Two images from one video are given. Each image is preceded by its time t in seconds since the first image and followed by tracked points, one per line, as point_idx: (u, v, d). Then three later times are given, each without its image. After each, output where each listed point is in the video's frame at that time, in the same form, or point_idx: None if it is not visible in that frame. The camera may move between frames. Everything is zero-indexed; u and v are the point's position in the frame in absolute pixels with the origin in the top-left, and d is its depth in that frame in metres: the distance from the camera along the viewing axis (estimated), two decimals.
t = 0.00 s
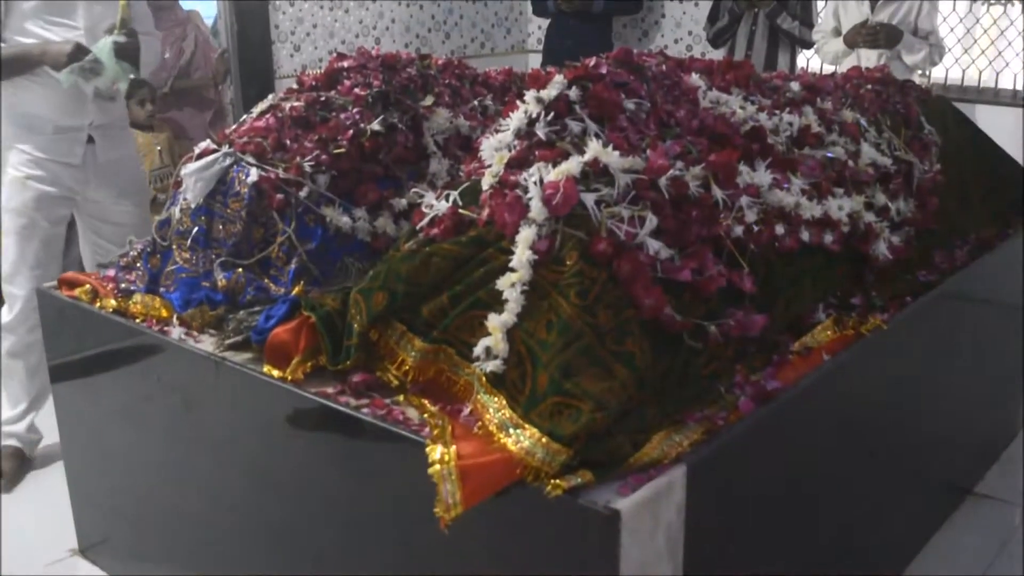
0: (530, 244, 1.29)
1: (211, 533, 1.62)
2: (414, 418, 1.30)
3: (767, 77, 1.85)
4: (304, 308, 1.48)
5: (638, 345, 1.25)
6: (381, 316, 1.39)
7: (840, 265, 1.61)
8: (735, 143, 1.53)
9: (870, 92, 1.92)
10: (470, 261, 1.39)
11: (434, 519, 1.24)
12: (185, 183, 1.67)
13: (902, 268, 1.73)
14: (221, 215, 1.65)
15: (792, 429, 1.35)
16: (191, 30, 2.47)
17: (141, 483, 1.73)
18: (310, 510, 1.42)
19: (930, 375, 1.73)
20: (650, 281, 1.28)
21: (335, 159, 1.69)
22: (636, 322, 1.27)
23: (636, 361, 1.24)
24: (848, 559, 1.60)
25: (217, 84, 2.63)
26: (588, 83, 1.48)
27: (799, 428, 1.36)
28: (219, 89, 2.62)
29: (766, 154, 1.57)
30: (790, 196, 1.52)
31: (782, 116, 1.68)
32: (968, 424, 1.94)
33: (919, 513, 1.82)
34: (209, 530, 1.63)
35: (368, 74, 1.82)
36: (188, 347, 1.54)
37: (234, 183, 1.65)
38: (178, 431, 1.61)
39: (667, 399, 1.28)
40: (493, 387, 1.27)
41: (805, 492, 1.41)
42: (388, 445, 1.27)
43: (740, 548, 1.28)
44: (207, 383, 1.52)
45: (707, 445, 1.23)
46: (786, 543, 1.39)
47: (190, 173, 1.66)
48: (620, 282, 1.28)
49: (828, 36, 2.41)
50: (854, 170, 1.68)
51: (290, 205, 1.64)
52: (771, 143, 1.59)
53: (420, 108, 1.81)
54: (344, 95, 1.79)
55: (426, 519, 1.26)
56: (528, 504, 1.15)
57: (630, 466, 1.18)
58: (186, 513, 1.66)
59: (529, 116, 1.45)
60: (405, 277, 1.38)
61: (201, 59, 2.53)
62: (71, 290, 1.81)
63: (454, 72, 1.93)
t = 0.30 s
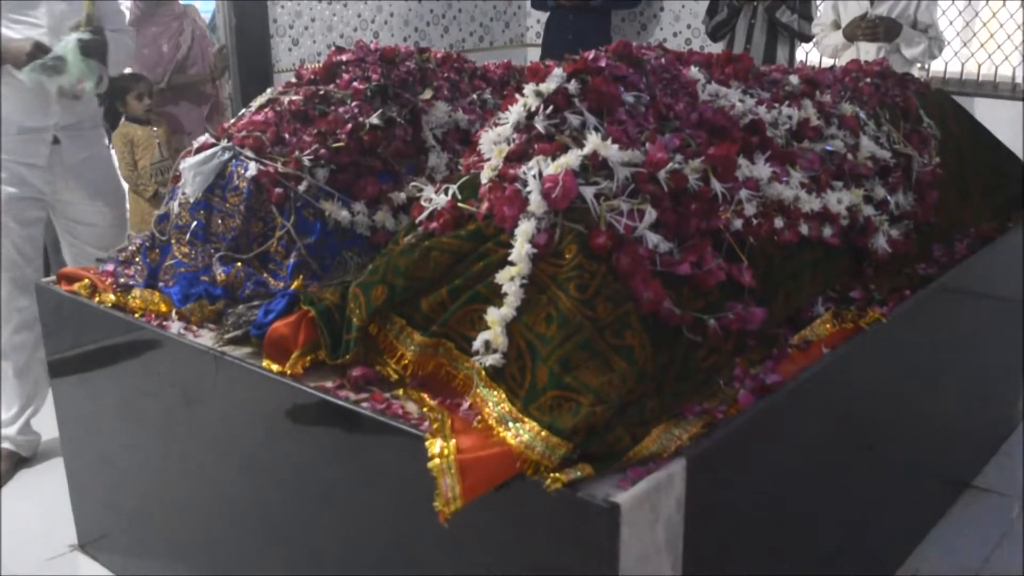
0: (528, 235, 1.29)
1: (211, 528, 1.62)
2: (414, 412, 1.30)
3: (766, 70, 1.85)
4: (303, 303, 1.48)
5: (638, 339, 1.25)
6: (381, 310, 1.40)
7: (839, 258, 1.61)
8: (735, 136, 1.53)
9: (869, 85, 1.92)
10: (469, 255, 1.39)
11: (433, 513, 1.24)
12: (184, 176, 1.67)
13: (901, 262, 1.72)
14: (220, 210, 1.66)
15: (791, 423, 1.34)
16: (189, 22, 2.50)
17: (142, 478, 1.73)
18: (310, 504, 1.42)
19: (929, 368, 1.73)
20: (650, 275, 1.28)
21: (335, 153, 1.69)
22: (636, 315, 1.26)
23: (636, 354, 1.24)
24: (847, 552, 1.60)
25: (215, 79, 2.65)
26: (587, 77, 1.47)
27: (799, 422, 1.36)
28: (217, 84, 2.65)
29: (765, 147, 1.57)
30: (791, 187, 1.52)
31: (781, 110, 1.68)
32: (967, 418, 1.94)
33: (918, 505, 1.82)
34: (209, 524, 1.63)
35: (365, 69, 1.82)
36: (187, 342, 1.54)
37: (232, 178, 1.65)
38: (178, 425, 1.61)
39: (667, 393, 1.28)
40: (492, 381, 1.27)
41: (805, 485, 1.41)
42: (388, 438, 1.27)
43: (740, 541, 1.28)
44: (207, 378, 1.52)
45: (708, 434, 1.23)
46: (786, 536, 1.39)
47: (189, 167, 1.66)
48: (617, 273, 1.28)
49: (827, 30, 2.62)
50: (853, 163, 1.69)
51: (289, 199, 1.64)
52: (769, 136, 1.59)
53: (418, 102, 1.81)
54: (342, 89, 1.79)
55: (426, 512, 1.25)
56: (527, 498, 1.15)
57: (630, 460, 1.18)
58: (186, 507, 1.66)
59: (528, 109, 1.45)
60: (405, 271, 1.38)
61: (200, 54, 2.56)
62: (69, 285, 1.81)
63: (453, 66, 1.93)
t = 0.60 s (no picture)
0: (522, 239, 1.29)
1: (207, 532, 1.62)
2: (409, 415, 1.30)
3: (760, 74, 1.85)
4: (298, 307, 1.48)
5: (633, 342, 1.25)
6: (376, 314, 1.39)
7: (833, 261, 1.62)
8: (728, 140, 1.54)
9: (863, 89, 1.93)
10: (464, 259, 1.39)
11: (429, 517, 1.24)
12: (179, 180, 1.67)
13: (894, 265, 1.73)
14: (214, 213, 1.65)
15: (786, 426, 1.34)
16: (182, 27, 2.55)
17: (137, 482, 1.73)
18: (305, 507, 1.41)
19: (923, 371, 1.73)
20: (644, 278, 1.28)
21: (329, 157, 1.69)
22: (630, 319, 1.26)
23: (631, 357, 1.23)
24: (844, 554, 1.60)
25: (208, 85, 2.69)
26: (581, 80, 1.47)
27: (794, 424, 1.36)
28: (211, 91, 2.57)
29: (758, 150, 1.57)
30: (784, 190, 1.52)
31: (775, 113, 1.68)
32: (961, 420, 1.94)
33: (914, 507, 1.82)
34: (204, 528, 1.62)
35: (359, 72, 1.82)
36: (182, 346, 1.54)
37: (227, 182, 1.65)
38: (173, 429, 1.61)
39: (662, 396, 1.28)
40: (487, 384, 1.27)
41: (799, 488, 1.41)
42: (383, 442, 1.27)
43: (735, 544, 1.28)
44: (201, 382, 1.52)
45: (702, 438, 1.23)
46: (782, 538, 1.39)
47: (183, 170, 1.66)
48: (611, 276, 1.28)
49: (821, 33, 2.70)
50: (846, 166, 1.69)
51: (283, 203, 1.64)
52: (763, 139, 1.60)
53: (413, 106, 1.81)
54: (337, 93, 1.79)
55: (422, 515, 1.25)
56: (523, 501, 1.15)
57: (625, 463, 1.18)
58: (182, 512, 1.66)
59: (523, 113, 1.46)
60: (400, 275, 1.37)
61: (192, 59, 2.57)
62: (64, 290, 1.81)
63: (448, 70, 1.93)
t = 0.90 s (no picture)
0: (519, 238, 1.29)
1: (204, 531, 1.62)
2: (406, 414, 1.30)
3: (756, 72, 1.85)
4: (295, 306, 1.47)
5: (630, 341, 1.25)
6: (372, 313, 1.39)
7: (830, 259, 1.62)
8: (725, 137, 1.54)
9: (859, 87, 1.93)
10: (461, 258, 1.38)
11: (426, 515, 1.24)
12: (175, 179, 1.67)
13: (890, 262, 1.73)
14: (211, 212, 1.65)
15: (783, 424, 1.35)
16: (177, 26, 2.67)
17: (135, 481, 1.73)
18: (303, 506, 1.41)
19: (920, 369, 1.73)
20: (641, 276, 1.28)
21: (325, 156, 1.69)
22: (628, 318, 1.26)
23: (627, 356, 1.24)
24: (841, 551, 1.60)
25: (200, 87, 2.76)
26: (578, 78, 1.47)
27: (791, 422, 1.36)
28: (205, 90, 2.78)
29: (753, 148, 1.57)
30: (780, 188, 1.52)
31: (772, 111, 1.68)
32: (957, 417, 1.95)
33: (910, 504, 1.83)
34: (202, 527, 1.62)
35: (355, 71, 1.82)
36: (178, 345, 1.53)
37: (223, 180, 1.65)
38: (170, 428, 1.60)
39: (659, 395, 1.28)
40: (484, 382, 1.27)
41: (797, 485, 1.41)
42: (380, 442, 1.27)
43: (733, 542, 1.28)
44: (198, 380, 1.52)
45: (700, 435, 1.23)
46: (779, 536, 1.39)
47: (178, 169, 1.66)
48: (608, 275, 1.28)
49: (817, 31, 2.79)
50: (843, 164, 1.69)
51: (280, 202, 1.64)
52: (760, 137, 1.60)
53: (409, 104, 1.81)
54: (333, 92, 1.79)
55: (419, 513, 1.25)
56: (521, 500, 1.15)
57: (621, 460, 1.18)
58: (179, 511, 1.66)
59: (519, 112, 1.45)
60: (396, 273, 1.37)
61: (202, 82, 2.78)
62: (60, 289, 1.80)
63: (444, 68, 1.93)
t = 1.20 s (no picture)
0: (517, 239, 1.29)
1: (201, 532, 1.62)
2: (403, 415, 1.30)
3: (754, 73, 1.85)
4: (291, 307, 1.47)
5: (627, 342, 1.25)
6: (369, 314, 1.39)
7: (828, 260, 1.61)
8: (722, 139, 1.54)
9: (857, 88, 1.93)
10: (458, 259, 1.38)
11: (423, 517, 1.24)
12: (171, 180, 1.67)
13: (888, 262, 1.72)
14: (208, 214, 1.65)
15: (780, 424, 1.34)
16: (171, 28, 2.64)
17: (131, 482, 1.73)
18: (300, 507, 1.41)
19: (917, 370, 1.73)
20: (638, 278, 1.28)
21: (323, 158, 1.69)
22: (626, 319, 1.26)
23: (625, 357, 1.23)
24: (839, 552, 1.60)
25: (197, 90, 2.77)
26: (575, 79, 1.47)
27: (788, 422, 1.36)
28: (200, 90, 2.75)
29: (751, 149, 1.57)
30: (778, 189, 1.52)
31: (769, 112, 1.68)
32: (953, 418, 1.95)
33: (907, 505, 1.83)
34: (199, 529, 1.62)
35: (353, 72, 1.82)
36: (175, 347, 1.53)
37: (220, 182, 1.65)
38: (166, 430, 1.60)
39: (656, 396, 1.28)
40: (480, 384, 1.26)
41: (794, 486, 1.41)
42: (377, 443, 1.27)
43: (730, 543, 1.28)
44: (195, 382, 1.51)
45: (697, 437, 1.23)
46: (777, 537, 1.39)
47: (175, 172, 1.66)
48: (605, 276, 1.27)
49: (815, 31, 2.77)
50: (840, 165, 1.69)
51: (277, 203, 1.64)
52: (758, 138, 1.59)
53: (407, 105, 1.81)
54: (330, 93, 1.78)
55: (416, 515, 1.25)
56: (518, 501, 1.15)
57: (618, 462, 1.18)
58: (176, 512, 1.65)
59: (516, 112, 1.45)
60: (393, 274, 1.37)
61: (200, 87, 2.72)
62: (56, 291, 1.80)
63: (441, 70, 1.93)
